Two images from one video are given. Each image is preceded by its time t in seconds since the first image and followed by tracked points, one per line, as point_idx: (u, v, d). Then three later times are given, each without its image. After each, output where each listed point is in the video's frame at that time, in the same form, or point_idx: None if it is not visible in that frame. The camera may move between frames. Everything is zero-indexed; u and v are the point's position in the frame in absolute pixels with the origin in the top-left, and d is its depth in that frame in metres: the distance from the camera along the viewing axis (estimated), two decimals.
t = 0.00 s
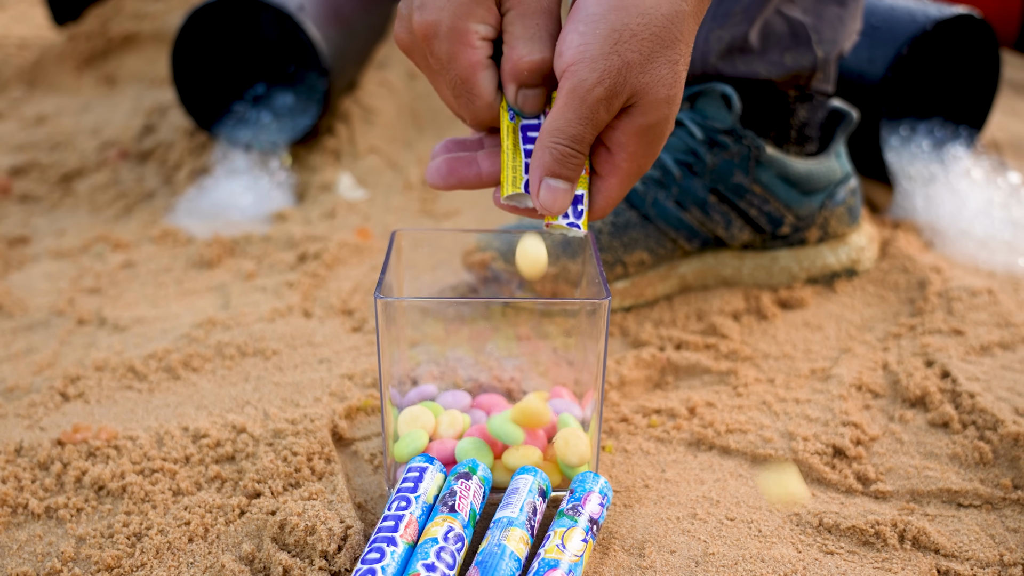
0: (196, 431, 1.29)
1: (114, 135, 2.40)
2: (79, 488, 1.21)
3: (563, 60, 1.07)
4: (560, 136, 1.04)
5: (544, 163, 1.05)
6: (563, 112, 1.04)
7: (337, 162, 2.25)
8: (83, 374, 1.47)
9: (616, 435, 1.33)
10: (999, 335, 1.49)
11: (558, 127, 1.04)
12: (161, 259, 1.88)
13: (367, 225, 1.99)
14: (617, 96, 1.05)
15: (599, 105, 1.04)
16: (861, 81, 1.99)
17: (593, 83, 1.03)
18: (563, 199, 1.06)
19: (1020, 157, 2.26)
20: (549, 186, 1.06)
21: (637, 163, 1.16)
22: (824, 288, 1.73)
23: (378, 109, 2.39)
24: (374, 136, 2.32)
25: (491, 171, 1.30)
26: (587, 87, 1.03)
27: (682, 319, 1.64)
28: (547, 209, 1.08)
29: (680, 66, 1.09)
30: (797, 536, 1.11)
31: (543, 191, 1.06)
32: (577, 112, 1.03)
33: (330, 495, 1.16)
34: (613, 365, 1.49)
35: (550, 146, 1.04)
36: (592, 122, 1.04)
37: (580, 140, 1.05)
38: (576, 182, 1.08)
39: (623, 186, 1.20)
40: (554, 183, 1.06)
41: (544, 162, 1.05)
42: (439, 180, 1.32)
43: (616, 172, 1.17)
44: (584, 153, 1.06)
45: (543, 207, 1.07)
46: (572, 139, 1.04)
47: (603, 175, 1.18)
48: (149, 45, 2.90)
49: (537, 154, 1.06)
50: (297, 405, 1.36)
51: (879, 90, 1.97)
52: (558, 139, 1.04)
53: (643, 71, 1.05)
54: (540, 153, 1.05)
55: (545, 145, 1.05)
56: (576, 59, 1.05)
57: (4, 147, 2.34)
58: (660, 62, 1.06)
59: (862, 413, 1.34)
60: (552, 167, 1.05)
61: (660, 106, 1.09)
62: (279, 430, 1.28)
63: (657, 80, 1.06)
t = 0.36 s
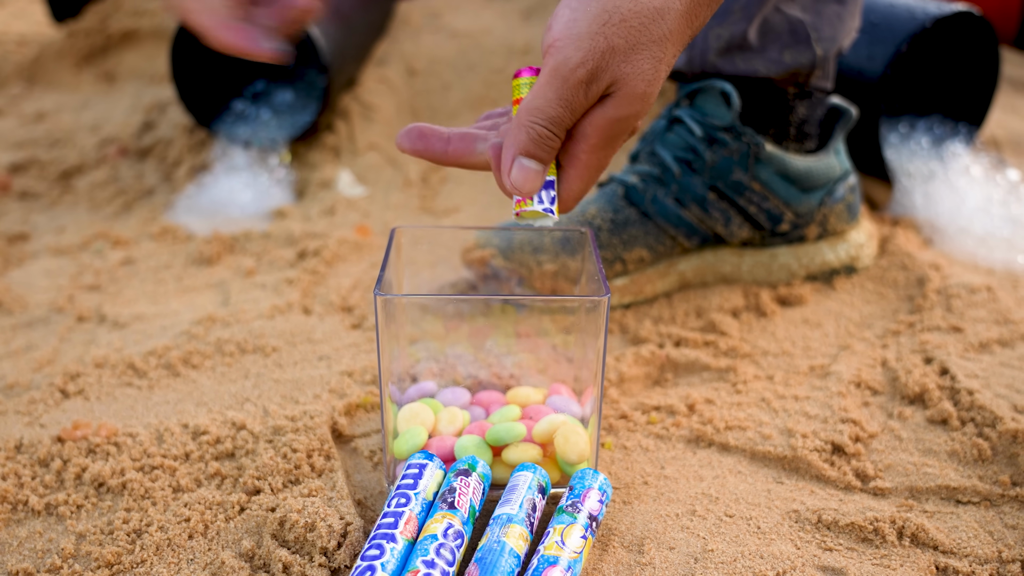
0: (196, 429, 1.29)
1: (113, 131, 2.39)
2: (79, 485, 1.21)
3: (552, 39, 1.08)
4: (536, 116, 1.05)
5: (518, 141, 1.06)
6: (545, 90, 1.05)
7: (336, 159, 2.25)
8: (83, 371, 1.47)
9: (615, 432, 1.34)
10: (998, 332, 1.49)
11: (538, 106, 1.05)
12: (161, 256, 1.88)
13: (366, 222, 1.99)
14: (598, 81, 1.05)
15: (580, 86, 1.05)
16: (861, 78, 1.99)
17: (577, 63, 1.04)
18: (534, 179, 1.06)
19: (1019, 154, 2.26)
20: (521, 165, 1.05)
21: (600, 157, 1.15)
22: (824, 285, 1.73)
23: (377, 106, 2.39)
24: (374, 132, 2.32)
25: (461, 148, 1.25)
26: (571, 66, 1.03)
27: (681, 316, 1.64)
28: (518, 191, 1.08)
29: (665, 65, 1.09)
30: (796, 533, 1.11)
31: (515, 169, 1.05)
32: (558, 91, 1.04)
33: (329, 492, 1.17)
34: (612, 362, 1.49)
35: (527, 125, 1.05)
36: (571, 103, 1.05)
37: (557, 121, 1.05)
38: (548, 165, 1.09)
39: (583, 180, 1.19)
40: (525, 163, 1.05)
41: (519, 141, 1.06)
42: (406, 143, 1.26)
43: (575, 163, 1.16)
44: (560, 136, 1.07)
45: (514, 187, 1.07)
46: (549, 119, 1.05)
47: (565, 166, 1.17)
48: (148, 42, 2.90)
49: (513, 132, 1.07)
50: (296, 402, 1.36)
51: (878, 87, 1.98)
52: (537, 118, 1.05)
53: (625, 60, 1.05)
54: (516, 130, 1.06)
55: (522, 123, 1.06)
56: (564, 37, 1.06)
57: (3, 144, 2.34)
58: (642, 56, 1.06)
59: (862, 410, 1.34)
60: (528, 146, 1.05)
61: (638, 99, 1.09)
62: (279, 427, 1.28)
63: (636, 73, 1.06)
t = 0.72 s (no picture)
0: (195, 424, 1.30)
1: (113, 128, 2.39)
2: (78, 480, 1.21)
3: (574, 34, 1.07)
4: (555, 114, 1.05)
5: (533, 136, 1.07)
6: (565, 90, 1.04)
7: (336, 156, 2.25)
8: (82, 366, 1.47)
9: (615, 428, 1.34)
10: (997, 330, 1.50)
11: (555, 105, 1.05)
12: (161, 252, 1.88)
13: (366, 219, 1.99)
14: (616, 85, 1.05)
15: (597, 89, 1.04)
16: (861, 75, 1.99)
17: (599, 65, 1.03)
18: (546, 173, 1.08)
19: (1019, 152, 2.27)
20: (536, 160, 1.07)
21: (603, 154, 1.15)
22: (823, 282, 1.73)
23: (377, 103, 2.40)
24: (374, 129, 2.33)
25: (478, 154, 1.33)
26: (593, 69, 1.03)
27: (681, 313, 1.64)
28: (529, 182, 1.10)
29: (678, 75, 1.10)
30: (794, 530, 1.11)
31: (529, 163, 1.07)
32: (575, 92, 1.04)
33: (329, 488, 1.17)
34: (612, 359, 1.49)
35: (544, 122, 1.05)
36: (585, 106, 1.05)
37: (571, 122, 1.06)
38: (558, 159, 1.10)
39: (589, 176, 1.18)
40: (540, 158, 1.07)
41: (534, 136, 1.06)
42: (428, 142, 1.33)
43: (580, 159, 1.15)
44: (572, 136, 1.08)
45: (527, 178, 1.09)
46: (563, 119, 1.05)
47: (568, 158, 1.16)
48: (148, 38, 2.90)
49: (529, 124, 1.07)
50: (296, 398, 1.36)
51: (878, 85, 1.97)
52: (553, 117, 1.05)
53: (644, 67, 1.05)
54: (533, 126, 1.06)
55: (539, 120, 1.06)
56: (588, 34, 1.05)
57: (3, 140, 2.34)
58: (660, 64, 1.06)
59: (861, 408, 1.34)
60: (543, 142, 1.07)
61: (649, 105, 1.09)
62: (279, 423, 1.29)
63: (652, 81, 1.07)
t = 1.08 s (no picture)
0: (195, 418, 1.29)
1: (112, 123, 2.39)
2: (78, 473, 1.21)
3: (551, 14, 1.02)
4: (544, 95, 1.04)
5: (530, 115, 1.09)
6: (553, 70, 1.01)
7: (335, 151, 2.25)
8: (82, 360, 1.47)
9: (614, 422, 1.34)
10: (997, 324, 1.50)
11: (547, 87, 1.03)
12: (160, 246, 1.88)
13: (366, 214, 1.99)
14: (600, 53, 0.99)
15: (582, 60, 0.99)
16: (861, 70, 1.99)
17: (577, 36, 0.98)
18: (543, 147, 1.13)
19: (1019, 148, 2.26)
20: (532, 138, 1.11)
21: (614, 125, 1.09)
22: (823, 277, 1.73)
23: (376, 98, 2.39)
24: (373, 125, 2.32)
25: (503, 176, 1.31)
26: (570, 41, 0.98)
27: (681, 307, 1.64)
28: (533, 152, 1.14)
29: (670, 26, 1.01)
30: (794, 523, 1.11)
31: (527, 141, 1.12)
32: (561, 69, 1.00)
33: (329, 480, 1.17)
34: (611, 353, 1.49)
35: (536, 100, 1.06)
36: (575, 79, 1.01)
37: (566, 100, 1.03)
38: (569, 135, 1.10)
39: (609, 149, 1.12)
40: (536, 136, 1.11)
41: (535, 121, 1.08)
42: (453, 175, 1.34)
43: (592, 133, 1.10)
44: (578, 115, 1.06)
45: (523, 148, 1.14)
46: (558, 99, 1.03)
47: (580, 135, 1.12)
48: (147, 33, 2.90)
49: (529, 109, 1.08)
50: (296, 391, 1.36)
51: (879, 80, 1.98)
52: (549, 99, 1.04)
53: (625, 25, 0.98)
54: (534, 112, 1.07)
55: (541, 104, 1.05)
56: (561, 11, 0.99)
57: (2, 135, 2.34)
58: (642, 18, 0.98)
59: (860, 402, 1.34)
60: (540, 126, 1.08)
61: (643, 64, 1.00)
62: (278, 417, 1.28)
63: (638, 37, 0.98)
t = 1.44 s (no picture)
0: (194, 413, 1.29)
1: (111, 117, 2.39)
2: (78, 468, 1.21)
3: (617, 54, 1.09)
4: (603, 85, 1.02)
5: (423, 189, 1.11)
6: (601, 59, 1.03)
7: (335, 146, 2.25)
8: (81, 355, 1.47)
9: (614, 417, 1.34)
10: (996, 319, 1.50)
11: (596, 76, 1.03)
12: (160, 241, 1.87)
13: (366, 209, 1.98)
14: (643, 24, 1.01)
15: (625, 34, 1.01)
16: (861, 65, 1.99)
17: (617, 17, 1.02)
18: (611, 152, 1.03)
19: (1019, 143, 2.26)
20: (596, 141, 1.03)
21: (704, 98, 0.99)
22: (823, 272, 1.73)
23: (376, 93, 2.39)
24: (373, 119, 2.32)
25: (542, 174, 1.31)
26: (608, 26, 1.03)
27: (680, 302, 1.64)
28: (604, 166, 1.03)
29: None
30: (793, 518, 1.11)
31: (590, 146, 1.03)
32: (608, 52, 1.02)
33: (329, 476, 1.17)
34: (611, 349, 1.49)
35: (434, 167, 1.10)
36: (621, 55, 1.01)
37: (615, 78, 1.01)
38: (634, 133, 1.03)
39: (696, 132, 1.00)
40: (598, 136, 1.03)
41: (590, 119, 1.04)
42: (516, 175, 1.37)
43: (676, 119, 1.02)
44: (634, 95, 1.01)
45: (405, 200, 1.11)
46: (609, 81, 1.01)
47: (674, 129, 1.02)
48: (146, 28, 2.89)
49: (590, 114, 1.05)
50: (296, 386, 1.36)
51: (879, 75, 1.98)
52: (598, 88, 1.02)
53: None
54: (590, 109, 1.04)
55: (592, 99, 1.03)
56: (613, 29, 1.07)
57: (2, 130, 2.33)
58: None
59: (860, 397, 1.34)
60: (595, 121, 1.03)
61: (694, 25, 1.00)
62: (278, 412, 1.29)
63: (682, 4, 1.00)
